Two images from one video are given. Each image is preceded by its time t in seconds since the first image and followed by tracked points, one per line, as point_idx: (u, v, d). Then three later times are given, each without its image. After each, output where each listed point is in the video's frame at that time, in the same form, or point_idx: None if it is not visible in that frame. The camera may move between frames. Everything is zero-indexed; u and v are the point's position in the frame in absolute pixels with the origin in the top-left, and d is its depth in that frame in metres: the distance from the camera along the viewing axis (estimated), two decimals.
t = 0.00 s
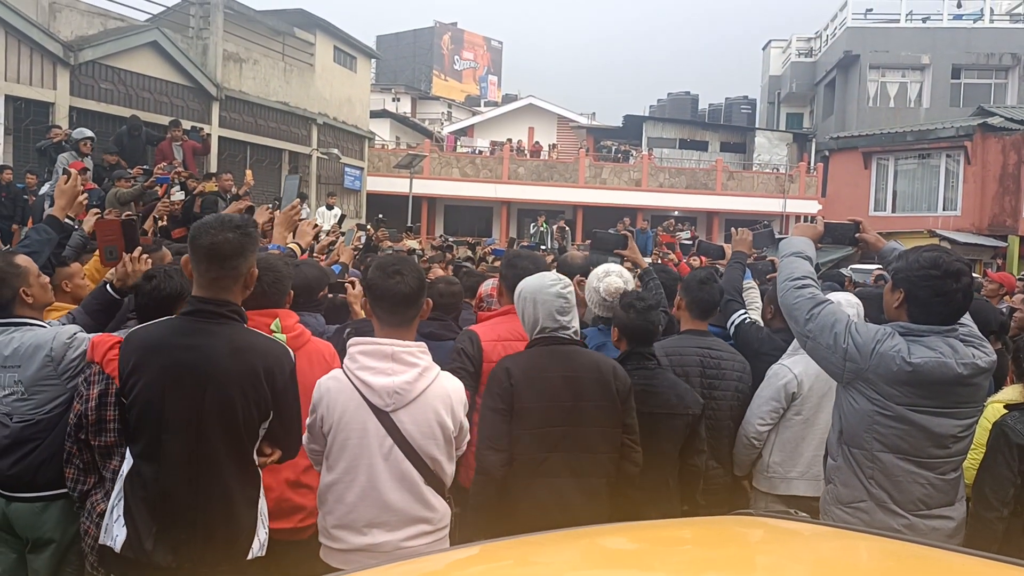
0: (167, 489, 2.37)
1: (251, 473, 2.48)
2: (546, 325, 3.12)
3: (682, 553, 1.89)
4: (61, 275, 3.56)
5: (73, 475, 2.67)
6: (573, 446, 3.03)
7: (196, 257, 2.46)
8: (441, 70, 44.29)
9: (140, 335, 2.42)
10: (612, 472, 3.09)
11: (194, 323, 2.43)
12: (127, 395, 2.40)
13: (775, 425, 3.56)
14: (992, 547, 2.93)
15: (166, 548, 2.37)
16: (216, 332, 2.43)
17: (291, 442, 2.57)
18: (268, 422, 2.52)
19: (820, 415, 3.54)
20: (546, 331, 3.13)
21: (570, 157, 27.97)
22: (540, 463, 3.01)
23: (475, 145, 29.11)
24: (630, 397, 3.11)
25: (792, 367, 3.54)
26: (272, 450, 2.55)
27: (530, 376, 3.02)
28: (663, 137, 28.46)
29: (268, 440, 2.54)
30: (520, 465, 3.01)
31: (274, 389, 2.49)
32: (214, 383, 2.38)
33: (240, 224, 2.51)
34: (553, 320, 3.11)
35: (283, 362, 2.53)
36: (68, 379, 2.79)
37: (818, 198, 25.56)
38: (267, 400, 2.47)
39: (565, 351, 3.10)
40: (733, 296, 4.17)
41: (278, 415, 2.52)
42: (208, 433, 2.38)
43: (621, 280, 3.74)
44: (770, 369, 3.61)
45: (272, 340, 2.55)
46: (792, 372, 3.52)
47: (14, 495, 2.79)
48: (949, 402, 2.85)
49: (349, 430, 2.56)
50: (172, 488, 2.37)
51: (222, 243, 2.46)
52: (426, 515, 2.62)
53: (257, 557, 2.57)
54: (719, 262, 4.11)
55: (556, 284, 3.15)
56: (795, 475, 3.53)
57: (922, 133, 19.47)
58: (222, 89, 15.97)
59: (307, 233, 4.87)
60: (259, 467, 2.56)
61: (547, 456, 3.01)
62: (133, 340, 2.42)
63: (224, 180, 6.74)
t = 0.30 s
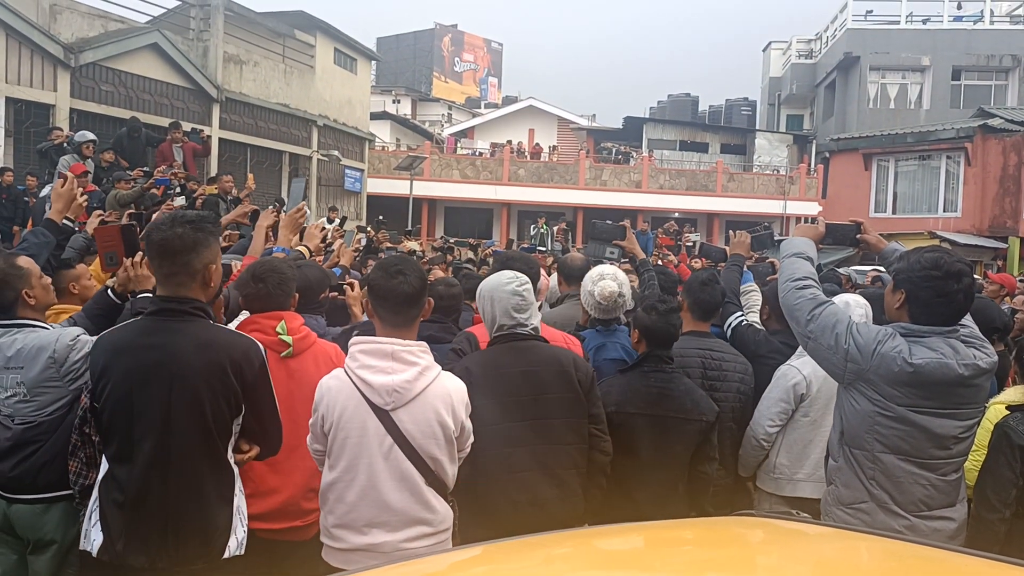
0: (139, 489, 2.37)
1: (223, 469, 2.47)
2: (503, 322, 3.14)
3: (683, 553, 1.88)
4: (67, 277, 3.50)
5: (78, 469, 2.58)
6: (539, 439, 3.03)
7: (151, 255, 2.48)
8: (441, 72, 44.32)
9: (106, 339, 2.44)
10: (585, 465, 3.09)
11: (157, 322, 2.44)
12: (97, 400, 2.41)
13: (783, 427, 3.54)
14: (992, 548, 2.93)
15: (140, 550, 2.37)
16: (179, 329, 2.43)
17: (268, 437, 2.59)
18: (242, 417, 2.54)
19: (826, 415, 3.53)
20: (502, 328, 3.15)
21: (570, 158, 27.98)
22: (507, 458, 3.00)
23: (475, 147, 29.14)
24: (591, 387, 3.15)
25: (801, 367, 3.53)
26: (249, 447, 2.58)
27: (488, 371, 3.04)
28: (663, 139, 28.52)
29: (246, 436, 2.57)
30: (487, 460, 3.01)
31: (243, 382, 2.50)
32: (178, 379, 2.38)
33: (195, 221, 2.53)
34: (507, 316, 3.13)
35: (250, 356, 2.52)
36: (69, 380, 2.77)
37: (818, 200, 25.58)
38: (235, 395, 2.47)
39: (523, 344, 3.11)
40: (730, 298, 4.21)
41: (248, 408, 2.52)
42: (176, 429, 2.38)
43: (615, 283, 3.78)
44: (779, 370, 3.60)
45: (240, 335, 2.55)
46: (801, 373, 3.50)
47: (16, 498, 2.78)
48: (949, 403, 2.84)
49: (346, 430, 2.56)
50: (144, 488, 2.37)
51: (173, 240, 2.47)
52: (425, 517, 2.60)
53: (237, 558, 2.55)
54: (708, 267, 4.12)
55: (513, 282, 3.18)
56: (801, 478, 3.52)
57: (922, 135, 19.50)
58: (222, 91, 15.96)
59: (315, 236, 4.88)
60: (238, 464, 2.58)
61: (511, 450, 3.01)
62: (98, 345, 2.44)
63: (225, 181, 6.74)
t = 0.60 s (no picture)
0: (113, 490, 2.36)
1: (198, 470, 2.46)
2: (494, 322, 3.15)
3: (686, 554, 1.88)
4: (75, 277, 3.47)
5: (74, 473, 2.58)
6: (527, 438, 3.02)
7: (118, 255, 2.48)
8: (442, 73, 44.34)
9: (80, 342, 2.44)
10: (571, 466, 3.08)
11: (127, 322, 2.43)
12: (72, 402, 2.41)
13: (790, 430, 3.53)
14: (993, 549, 2.92)
15: (114, 550, 2.36)
16: (148, 327, 2.42)
17: (244, 435, 2.58)
18: (216, 414, 2.53)
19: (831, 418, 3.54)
20: (493, 327, 3.15)
21: (570, 159, 27.98)
22: (500, 457, 3.01)
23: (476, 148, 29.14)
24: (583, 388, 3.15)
25: (808, 371, 3.50)
26: (227, 446, 2.58)
27: (477, 371, 3.05)
28: (664, 140, 28.54)
29: (223, 436, 2.58)
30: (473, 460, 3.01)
31: (216, 380, 2.48)
32: (148, 378, 2.37)
33: (161, 219, 2.53)
34: (498, 316, 3.13)
35: (223, 353, 2.50)
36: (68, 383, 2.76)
37: (819, 201, 25.56)
38: (207, 393, 2.45)
39: (515, 345, 3.11)
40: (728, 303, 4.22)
41: (223, 407, 2.52)
42: (148, 428, 2.37)
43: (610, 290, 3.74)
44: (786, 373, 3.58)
45: (212, 333, 2.53)
46: (809, 377, 3.47)
47: (16, 501, 2.77)
48: (950, 404, 2.84)
49: (351, 428, 2.56)
50: (117, 488, 2.36)
51: (140, 238, 2.47)
52: (426, 517, 2.60)
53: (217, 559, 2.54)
54: (707, 270, 4.12)
55: (504, 282, 3.18)
56: (807, 481, 3.52)
57: (923, 135, 19.50)
58: (223, 92, 15.96)
59: (320, 237, 4.87)
60: (216, 463, 2.56)
61: (503, 449, 3.02)
62: (73, 347, 2.44)
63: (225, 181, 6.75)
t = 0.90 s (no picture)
0: (99, 490, 2.36)
1: (185, 469, 2.45)
2: (506, 321, 3.14)
3: (686, 554, 1.87)
4: (77, 277, 3.38)
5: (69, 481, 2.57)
6: (528, 442, 3.02)
7: (99, 255, 2.48)
8: (442, 73, 44.34)
9: (63, 345, 2.44)
10: (568, 472, 3.08)
11: (107, 322, 2.43)
12: (57, 405, 2.42)
13: (796, 432, 3.53)
14: (994, 548, 2.92)
15: (102, 552, 2.36)
16: (128, 326, 2.42)
17: (233, 433, 2.58)
18: (202, 412, 2.52)
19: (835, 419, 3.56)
20: (505, 326, 3.15)
21: (570, 159, 27.97)
22: (502, 459, 3.01)
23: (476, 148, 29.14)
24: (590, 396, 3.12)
25: (814, 372, 3.49)
26: (215, 443, 2.58)
27: (486, 369, 3.06)
28: (664, 140, 28.55)
29: (212, 433, 2.57)
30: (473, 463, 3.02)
31: (200, 377, 2.47)
32: (130, 377, 2.37)
33: (141, 218, 2.54)
34: (512, 315, 3.13)
35: (206, 351, 2.49)
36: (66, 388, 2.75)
37: (819, 201, 25.54)
38: (192, 390, 2.45)
39: (528, 347, 3.11)
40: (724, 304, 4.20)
41: (208, 404, 2.51)
42: (131, 427, 2.36)
43: (609, 287, 3.76)
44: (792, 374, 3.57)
45: (194, 329, 2.52)
46: (815, 378, 3.46)
47: (16, 505, 2.77)
48: (950, 404, 2.84)
49: (352, 428, 2.56)
50: (103, 488, 2.36)
51: (121, 237, 2.48)
52: (424, 517, 2.60)
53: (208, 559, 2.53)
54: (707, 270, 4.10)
55: (519, 281, 3.17)
56: (811, 482, 3.52)
57: (923, 135, 19.49)
58: (223, 92, 15.96)
59: (324, 236, 4.87)
60: (204, 462, 2.56)
61: (505, 451, 3.02)
62: (56, 350, 2.45)
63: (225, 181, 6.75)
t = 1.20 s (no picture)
0: (99, 489, 2.36)
1: (181, 468, 2.45)
2: (528, 322, 3.16)
3: (684, 552, 1.88)
4: (70, 276, 3.42)
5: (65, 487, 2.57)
6: (548, 445, 3.04)
7: (96, 253, 2.49)
8: (442, 72, 44.33)
9: (58, 345, 2.44)
10: (587, 475, 3.08)
11: (100, 322, 2.43)
12: (53, 405, 2.41)
13: (797, 432, 3.53)
14: (993, 546, 2.92)
15: (101, 552, 2.36)
16: (121, 326, 2.42)
17: (230, 429, 2.59)
18: (198, 410, 2.52)
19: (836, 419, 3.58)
20: (527, 327, 3.17)
21: (570, 159, 27.96)
22: (519, 461, 3.02)
23: (476, 147, 29.13)
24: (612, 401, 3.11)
25: (814, 371, 3.50)
26: (212, 440, 2.58)
27: (509, 369, 3.06)
28: (664, 139, 28.54)
29: (208, 430, 2.58)
30: (496, 464, 3.03)
31: (194, 375, 2.47)
32: (124, 375, 2.37)
33: (136, 215, 2.54)
34: (535, 316, 3.16)
35: (198, 348, 2.48)
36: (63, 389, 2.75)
37: (819, 200, 25.52)
38: (186, 389, 2.44)
39: (550, 348, 3.12)
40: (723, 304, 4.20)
41: (205, 400, 2.52)
42: (128, 428, 2.36)
43: (614, 275, 3.83)
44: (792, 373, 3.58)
45: (186, 327, 2.52)
46: (815, 378, 3.47)
47: (16, 506, 2.77)
48: (950, 402, 2.84)
49: (346, 427, 2.56)
50: (102, 488, 2.36)
51: (118, 236, 2.49)
52: (417, 516, 2.60)
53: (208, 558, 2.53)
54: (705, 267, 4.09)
55: (540, 281, 3.20)
56: (811, 482, 3.53)
57: (923, 135, 19.48)
58: (223, 91, 15.96)
59: (323, 232, 4.86)
60: (201, 459, 2.55)
61: (521, 453, 3.02)
62: (51, 351, 2.45)
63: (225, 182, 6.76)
